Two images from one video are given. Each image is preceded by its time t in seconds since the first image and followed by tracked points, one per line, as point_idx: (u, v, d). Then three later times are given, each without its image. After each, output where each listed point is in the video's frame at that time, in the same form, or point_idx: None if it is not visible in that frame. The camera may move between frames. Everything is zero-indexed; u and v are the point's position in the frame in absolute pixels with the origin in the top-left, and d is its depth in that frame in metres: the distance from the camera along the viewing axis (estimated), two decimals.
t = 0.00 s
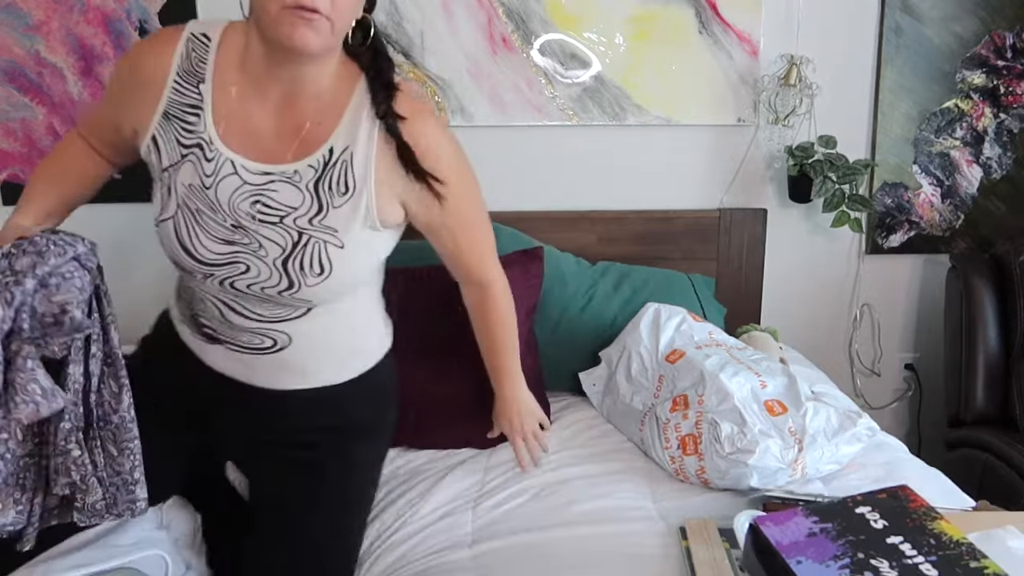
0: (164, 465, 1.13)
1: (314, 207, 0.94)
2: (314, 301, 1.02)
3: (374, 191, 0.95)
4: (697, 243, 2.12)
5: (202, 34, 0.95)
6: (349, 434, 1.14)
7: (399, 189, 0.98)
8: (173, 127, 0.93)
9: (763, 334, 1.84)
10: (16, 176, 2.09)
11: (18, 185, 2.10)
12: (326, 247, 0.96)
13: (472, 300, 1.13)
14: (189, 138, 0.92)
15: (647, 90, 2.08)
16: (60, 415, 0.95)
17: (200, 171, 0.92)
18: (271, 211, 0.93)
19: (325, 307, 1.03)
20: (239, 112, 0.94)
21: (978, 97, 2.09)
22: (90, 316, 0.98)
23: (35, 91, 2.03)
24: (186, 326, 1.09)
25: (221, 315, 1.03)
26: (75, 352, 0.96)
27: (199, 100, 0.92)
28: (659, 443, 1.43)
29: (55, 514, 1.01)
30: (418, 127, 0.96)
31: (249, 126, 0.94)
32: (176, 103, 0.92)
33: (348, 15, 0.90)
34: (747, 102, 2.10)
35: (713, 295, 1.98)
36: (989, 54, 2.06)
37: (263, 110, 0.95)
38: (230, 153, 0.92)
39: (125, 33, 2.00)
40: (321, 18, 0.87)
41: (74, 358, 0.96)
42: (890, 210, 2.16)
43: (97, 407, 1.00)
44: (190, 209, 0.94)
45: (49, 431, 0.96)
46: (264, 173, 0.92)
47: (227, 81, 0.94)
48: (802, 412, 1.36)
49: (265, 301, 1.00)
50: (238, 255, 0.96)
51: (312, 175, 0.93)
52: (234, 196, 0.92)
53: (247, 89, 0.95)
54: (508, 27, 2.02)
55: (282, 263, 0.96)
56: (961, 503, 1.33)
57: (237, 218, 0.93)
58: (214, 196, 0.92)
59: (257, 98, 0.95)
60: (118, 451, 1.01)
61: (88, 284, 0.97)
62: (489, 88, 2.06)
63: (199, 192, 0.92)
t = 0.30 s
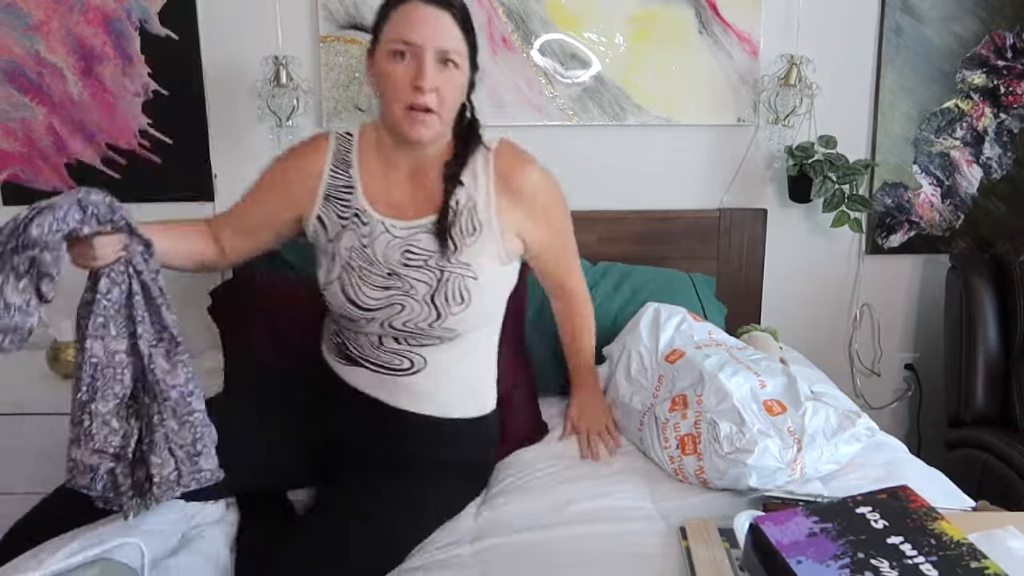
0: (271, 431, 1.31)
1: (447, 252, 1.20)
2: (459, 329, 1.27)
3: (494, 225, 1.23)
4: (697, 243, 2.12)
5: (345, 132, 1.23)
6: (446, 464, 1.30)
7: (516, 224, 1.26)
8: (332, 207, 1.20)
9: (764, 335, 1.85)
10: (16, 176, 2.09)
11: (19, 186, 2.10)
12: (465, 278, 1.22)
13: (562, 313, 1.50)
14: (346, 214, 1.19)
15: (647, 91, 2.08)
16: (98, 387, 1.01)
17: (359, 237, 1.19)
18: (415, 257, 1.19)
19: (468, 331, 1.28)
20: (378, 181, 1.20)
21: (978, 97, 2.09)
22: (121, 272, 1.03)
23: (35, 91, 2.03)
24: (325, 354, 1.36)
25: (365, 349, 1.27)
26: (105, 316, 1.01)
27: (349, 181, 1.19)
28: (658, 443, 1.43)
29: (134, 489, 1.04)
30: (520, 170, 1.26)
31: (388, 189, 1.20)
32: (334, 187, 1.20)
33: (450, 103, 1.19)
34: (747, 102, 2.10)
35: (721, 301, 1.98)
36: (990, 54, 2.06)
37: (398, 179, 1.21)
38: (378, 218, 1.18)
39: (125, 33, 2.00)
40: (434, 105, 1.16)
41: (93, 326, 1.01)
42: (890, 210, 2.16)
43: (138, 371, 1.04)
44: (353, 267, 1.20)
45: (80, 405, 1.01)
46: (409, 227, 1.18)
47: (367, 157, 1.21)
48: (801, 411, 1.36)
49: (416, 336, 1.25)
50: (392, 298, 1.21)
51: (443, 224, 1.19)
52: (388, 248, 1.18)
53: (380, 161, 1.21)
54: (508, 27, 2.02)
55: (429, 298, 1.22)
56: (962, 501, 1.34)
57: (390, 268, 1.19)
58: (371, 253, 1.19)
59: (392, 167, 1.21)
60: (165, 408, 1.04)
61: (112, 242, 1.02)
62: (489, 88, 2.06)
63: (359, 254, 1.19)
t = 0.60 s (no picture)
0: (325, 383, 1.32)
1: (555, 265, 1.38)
2: (550, 334, 1.40)
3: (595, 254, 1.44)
4: (697, 243, 2.12)
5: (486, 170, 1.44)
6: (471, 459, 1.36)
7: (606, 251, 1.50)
8: (466, 216, 1.38)
9: (771, 337, 1.84)
10: (16, 176, 2.09)
11: (19, 186, 2.10)
12: (568, 291, 1.39)
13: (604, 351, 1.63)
14: (478, 220, 1.37)
15: (647, 91, 2.08)
16: (185, 215, 1.03)
17: (487, 239, 1.36)
18: (529, 265, 1.37)
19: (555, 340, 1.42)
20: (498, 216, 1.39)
21: (978, 97, 2.09)
22: (232, 131, 1.04)
23: (35, 91, 2.02)
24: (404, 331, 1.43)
25: (460, 336, 1.36)
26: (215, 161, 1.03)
27: (485, 205, 1.38)
28: (648, 449, 1.43)
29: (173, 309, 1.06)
30: (619, 213, 1.51)
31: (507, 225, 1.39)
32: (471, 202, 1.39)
33: (567, 175, 1.37)
34: (747, 102, 2.10)
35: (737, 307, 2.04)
36: (989, 55, 2.06)
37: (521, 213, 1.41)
38: (507, 230, 1.37)
39: (125, 33, 2.00)
40: (556, 176, 1.35)
41: (201, 161, 1.02)
42: (890, 210, 2.16)
43: (218, 217, 1.05)
44: (473, 262, 1.35)
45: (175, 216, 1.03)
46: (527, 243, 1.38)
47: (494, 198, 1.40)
48: (785, 404, 1.35)
49: (512, 329, 1.37)
50: (504, 293, 1.35)
51: (556, 254, 1.39)
52: (509, 252, 1.36)
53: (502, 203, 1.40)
54: (508, 27, 2.02)
55: (536, 297, 1.37)
56: (961, 502, 1.33)
57: (506, 268, 1.36)
58: (494, 254, 1.35)
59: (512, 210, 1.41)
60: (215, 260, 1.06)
61: (236, 108, 1.03)
62: (489, 88, 2.06)
63: (484, 251, 1.35)
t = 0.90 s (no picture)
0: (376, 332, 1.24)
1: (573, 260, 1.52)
2: (565, 329, 1.51)
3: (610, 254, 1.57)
4: (697, 243, 2.12)
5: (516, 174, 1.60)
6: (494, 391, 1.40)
7: (619, 256, 1.60)
8: (491, 210, 1.53)
9: (771, 338, 1.84)
10: (16, 176, 2.10)
11: (19, 186, 2.10)
12: (584, 288, 1.52)
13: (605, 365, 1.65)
14: (505, 214, 1.52)
15: (647, 91, 2.08)
16: (219, 169, 1.12)
17: (511, 230, 1.50)
18: (550, 259, 1.51)
19: (570, 333, 1.52)
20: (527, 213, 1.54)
21: (978, 97, 2.09)
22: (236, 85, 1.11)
23: (35, 91, 2.03)
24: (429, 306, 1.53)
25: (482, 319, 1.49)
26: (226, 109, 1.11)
27: (512, 205, 1.53)
28: (649, 453, 1.41)
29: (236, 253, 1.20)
30: (632, 222, 1.64)
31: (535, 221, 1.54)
32: (497, 198, 1.54)
33: (589, 182, 1.51)
34: (747, 102, 2.10)
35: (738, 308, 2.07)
36: (989, 55, 2.06)
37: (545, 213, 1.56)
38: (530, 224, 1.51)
39: (125, 33, 2.00)
40: (578, 182, 1.48)
41: (216, 122, 1.10)
42: (890, 210, 2.16)
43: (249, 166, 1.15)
44: (497, 252, 1.49)
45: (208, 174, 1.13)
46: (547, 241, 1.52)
47: (523, 199, 1.55)
48: (786, 403, 1.36)
49: (531, 318, 1.48)
50: (524, 283, 1.48)
51: (574, 253, 1.52)
52: (530, 245, 1.50)
53: (530, 202, 1.55)
54: (508, 27, 2.02)
55: (552, 291, 1.49)
56: (962, 501, 1.33)
57: (528, 259, 1.49)
58: (517, 245, 1.49)
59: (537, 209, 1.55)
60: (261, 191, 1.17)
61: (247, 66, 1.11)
62: (488, 88, 2.06)
63: (508, 242, 1.50)
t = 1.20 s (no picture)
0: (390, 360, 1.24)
1: (550, 264, 1.44)
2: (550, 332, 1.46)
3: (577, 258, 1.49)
4: (698, 243, 2.12)
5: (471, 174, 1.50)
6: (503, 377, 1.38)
7: (590, 257, 1.53)
8: (458, 226, 1.43)
9: (772, 338, 1.84)
10: (16, 176, 2.10)
11: (19, 186, 2.10)
12: (563, 294, 1.45)
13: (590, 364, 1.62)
14: (473, 227, 1.42)
15: (647, 91, 2.08)
16: (180, 353, 1.17)
17: (483, 245, 1.41)
18: (525, 268, 1.42)
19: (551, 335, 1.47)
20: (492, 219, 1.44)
21: (978, 97, 2.09)
22: (178, 237, 1.12)
23: (35, 91, 2.03)
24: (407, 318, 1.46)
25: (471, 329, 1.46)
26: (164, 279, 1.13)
27: (475, 210, 1.43)
28: (650, 454, 1.41)
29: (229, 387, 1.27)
30: (599, 220, 1.56)
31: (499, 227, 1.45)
32: (462, 210, 1.44)
33: (551, 186, 1.42)
34: (747, 102, 2.10)
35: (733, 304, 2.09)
36: (990, 55, 2.06)
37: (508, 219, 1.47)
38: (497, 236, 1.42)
39: (125, 33, 2.00)
40: (540, 188, 1.40)
41: (174, 293, 1.14)
42: (890, 210, 2.16)
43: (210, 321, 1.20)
44: (472, 269, 1.40)
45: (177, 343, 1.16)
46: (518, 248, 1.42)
47: (484, 203, 1.45)
48: (789, 406, 1.35)
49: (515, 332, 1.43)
50: (504, 297, 1.40)
51: (551, 262, 1.44)
52: (503, 258, 1.41)
53: (493, 206, 1.45)
54: (508, 27, 2.02)
55: (533, 301, 1.42)
56: (964, 501, 1.33)
57: (504, 272, 1.40)
58: (491, 260, 1.40)
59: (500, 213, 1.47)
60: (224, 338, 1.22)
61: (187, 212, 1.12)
62: (488, 88, 2.06)
63: (481, 259, 1.40)
